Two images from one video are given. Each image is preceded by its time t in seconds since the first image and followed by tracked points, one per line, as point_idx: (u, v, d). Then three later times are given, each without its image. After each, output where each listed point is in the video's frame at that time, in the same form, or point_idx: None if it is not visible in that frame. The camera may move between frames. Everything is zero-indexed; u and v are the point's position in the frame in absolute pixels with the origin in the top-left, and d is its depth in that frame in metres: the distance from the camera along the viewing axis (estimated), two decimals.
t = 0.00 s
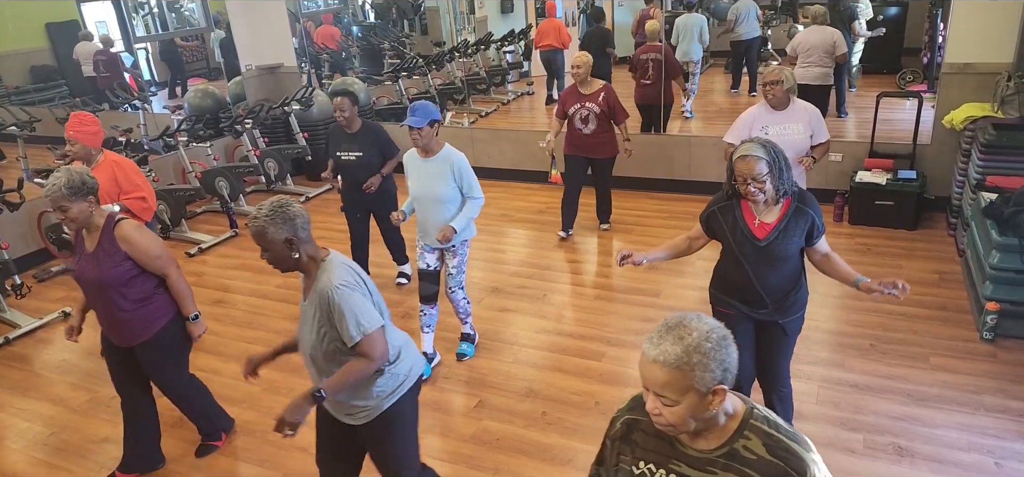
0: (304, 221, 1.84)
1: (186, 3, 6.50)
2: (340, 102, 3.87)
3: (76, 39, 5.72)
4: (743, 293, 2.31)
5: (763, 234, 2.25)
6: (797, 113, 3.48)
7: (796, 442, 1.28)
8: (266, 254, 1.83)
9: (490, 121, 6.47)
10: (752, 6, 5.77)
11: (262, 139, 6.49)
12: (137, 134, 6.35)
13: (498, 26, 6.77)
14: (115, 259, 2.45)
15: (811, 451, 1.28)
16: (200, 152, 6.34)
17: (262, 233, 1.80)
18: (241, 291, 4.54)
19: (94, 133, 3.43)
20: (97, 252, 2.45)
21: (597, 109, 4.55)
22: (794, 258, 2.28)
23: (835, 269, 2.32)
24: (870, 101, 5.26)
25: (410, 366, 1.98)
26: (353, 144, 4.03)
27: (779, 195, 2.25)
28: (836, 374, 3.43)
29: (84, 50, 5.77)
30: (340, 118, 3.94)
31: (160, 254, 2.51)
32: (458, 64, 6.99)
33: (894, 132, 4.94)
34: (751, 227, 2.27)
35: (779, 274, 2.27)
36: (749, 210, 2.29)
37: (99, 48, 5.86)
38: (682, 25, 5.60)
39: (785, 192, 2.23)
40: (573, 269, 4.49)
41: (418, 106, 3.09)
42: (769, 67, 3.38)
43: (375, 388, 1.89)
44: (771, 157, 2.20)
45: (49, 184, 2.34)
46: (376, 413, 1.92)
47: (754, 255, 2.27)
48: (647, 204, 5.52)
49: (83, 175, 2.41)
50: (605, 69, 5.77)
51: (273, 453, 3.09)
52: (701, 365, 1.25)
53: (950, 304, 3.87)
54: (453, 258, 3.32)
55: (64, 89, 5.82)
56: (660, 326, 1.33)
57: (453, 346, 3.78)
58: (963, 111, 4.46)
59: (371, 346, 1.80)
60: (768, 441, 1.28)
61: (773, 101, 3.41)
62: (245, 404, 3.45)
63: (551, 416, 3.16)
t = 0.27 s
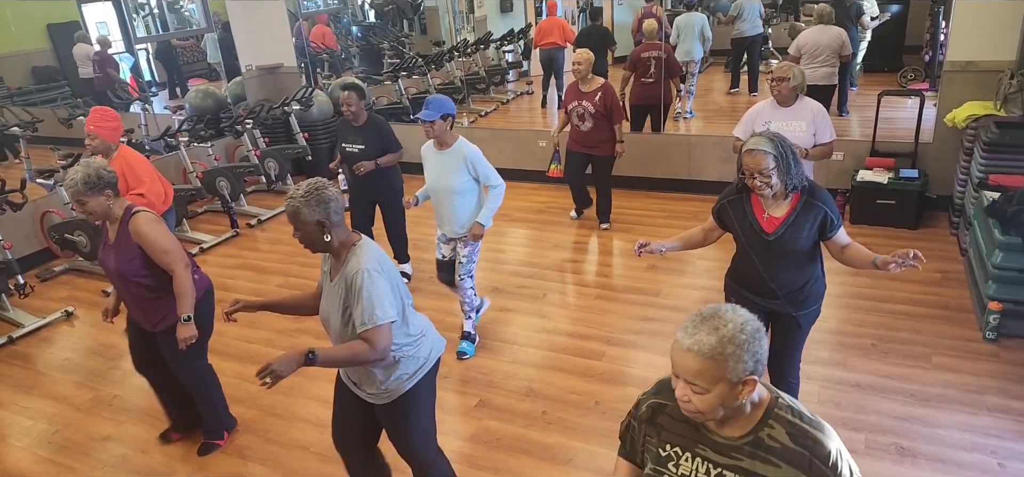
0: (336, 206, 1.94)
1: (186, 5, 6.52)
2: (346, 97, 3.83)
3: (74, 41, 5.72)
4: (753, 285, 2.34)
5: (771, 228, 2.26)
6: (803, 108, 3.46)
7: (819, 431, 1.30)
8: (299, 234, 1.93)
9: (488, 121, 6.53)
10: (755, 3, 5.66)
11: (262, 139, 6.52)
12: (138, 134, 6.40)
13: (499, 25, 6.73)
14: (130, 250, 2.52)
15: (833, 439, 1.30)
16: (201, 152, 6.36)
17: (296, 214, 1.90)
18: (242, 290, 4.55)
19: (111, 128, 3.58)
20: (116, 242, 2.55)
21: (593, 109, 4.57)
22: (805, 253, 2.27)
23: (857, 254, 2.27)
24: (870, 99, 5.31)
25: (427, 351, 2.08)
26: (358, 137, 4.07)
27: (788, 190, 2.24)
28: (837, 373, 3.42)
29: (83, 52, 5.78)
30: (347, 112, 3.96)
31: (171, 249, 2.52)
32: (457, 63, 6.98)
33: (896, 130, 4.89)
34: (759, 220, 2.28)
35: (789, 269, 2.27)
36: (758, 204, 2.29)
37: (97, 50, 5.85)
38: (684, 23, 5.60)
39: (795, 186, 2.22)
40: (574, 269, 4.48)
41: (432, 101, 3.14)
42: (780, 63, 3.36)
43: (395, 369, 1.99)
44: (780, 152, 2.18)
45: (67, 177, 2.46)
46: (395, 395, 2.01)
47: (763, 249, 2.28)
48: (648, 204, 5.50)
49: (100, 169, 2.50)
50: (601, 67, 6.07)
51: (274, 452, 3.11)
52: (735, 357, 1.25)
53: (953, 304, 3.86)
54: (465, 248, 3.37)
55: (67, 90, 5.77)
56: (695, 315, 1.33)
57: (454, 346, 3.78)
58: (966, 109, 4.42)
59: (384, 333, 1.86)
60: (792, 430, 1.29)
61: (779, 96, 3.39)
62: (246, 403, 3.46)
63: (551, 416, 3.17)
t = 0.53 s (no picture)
0: (337, 202, 1.95)
1: (189, 3, 6.59)
2: (341, 92, 3.90)
3: (78, 38, 5.64)
4: (754, 286, 2.34)
5: (770, 228, 2.24)
6: (803, 105, 3.43)
7: (800, 395, 1.37)
8: (301, 228, 1.95)
9: (491, 119, 6.58)
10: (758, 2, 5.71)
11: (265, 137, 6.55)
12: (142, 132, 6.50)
13: (500, 24, 6.83)
14: (146, 242, 2.56)
15: (811, 402, 1.37)
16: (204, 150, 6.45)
17: (299, 208, 1.92)
18: (246, 287, 4.57)
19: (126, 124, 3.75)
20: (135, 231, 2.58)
21: (581, 109, 4.61)
22: (805, 255, 2.24)
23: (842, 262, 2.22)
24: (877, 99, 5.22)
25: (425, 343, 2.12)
26: (354, 132, 4.11)
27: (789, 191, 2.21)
28: (841, 375, 3.41)
29: (88, 49, 5.72)
30: (342, 107, 4.00)
31: (183, 243, 2.55)
32: (460, 61, 7.13)
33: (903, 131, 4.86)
34: (759, 220, 2.27)
35: (788, 269, 2.25)
36: (760, 204, 2.28)
37: (103, 48, 5.83)
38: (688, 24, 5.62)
39: (795, 188, 2.19)
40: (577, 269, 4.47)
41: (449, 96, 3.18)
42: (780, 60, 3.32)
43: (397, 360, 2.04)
44: (781, 153, 2.17)
45: (91, 169, 2.48)
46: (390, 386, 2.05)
47: (762, 249, 2.27)
48: (652, 205, 5.48)
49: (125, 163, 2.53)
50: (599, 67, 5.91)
51: (277, 447, 3.13)
52: (735, 321, 1.35)
53: (957, 306, 3.83)
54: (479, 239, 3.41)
55: (73, 87, 5.65)
56: (692, 288, 1.42)
57: (456, 344, 3.79)
58: (974, 110, 4.37)
59: (404, 322, 1.95)
60: (775, 396, 1.36)
61: (781, 93, 3.35)
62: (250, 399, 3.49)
63: (553, 415, 3.17)
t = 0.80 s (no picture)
0: (338, 184, 1.97)
1: None
2: (344, 79, 3.87)
3: (82, 24, 5.61)
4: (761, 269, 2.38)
5: (775, 213, 2.26)
6: (814, 96, 3.39)
7: (790, 365, 1.39)
8: (304, 206, 1.99)
9: (498, 107, 6.49)
10: None
11: (271, 124, 6.49)
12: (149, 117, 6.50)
13: (507, 9, 7.07)
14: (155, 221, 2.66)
15: (800, 372, 1.39)
16: (210, 136, 6.43)
17: (302, 192, 1.96)
18: (253, 273, 4.60)
19: (138, 107, 3.67)
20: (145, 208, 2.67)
21: (579, 97, 4.66)
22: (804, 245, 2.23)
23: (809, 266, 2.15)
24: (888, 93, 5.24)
25: (426, 327, 2.14)
26: (356, 119, 4.12)
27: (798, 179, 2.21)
28: (845, 365, 3.41)
29: (92, 35, 5.68)
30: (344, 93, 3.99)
31: (180, 227, 2.59)
32: (466, 48, 7.16)
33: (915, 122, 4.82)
34: (768, 205, 2.30)
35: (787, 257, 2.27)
36: (773, 189, 2.30)
37: (110, 32, 5.81)
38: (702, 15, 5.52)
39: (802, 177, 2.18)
40: (583, 258, 4.47)
41: (467, 77, 3.23)
42: (795, 50, 3.32)
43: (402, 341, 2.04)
44: (797, 141, 2.14)
45: (104, 156, 2.57)
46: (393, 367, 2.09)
47: (767, 234, 2.30)
48: (658, 194, 5.44)
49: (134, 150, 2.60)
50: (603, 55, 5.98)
51: (286, 431, 3.17)
52: (732, 290, 1.38)
53: (965, 297, 3.81)
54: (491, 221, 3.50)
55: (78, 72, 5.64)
56: (691, 259, 1.44)
57: (462, 332, 3.81)
58: (988, 100, 4.28)
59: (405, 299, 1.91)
60: (766, 365, 1.38)
61: (791, 83, 3.33)
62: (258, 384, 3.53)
63: (558, 401, 3.20)
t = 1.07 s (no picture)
0: (342, 168, 2.02)
1: None
2: (346, 61, 3.89)
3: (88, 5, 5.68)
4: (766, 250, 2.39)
5: (776, 195, 2.28)
6: (808, 76, 3.46)
7: (790, 347, 1.35)
8: (308, 186, 2.04)
9: (501, 89, 6.50)
10: None
11: (276, 106, 6.51)
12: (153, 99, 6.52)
13: None
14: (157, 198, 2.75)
15: (801, 354, 1.35)
16: (215, 118, 6.46)
17: (303, 173, 2.02)
18: (257, 256, 4.61)
19: (142, 88, 3.67)
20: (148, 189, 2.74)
21: (568, 77, 4.74)
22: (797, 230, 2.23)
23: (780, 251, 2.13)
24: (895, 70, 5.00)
25: (411, 316, 2.14)
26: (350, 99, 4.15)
27: (800, 163, 2.20)
28: (848, 348, 3.42)
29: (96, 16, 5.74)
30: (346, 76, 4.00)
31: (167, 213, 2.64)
32: (470, 30, 7.24)
33: (917, 103, 4.80)
34: (772, 187, 2.31)
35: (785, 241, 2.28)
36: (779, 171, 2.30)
37: (117, 14, 5.87)
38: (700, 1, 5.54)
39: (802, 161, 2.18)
40: (585, 240, 4.48)
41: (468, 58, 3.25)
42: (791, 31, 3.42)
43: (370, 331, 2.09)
44: (798, 126, 2.15)
45: (109, 137, 2.64)
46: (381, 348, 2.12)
47: (767, 215, 2.31)
48: (662, 176, 5.45)
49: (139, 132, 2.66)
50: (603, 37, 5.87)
51: (288, 414, 3.18)
52: (732, 268, 1.35)
53: (966, 280, 3.82)
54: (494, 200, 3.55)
55: (82, 54, 5.73)
56: (694, 237, 1.41)
57: (465, 314, 3.82)
58: (992, 82, 4.30)
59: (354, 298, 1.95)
60: (766, 346, 1.35)
61: (789, 65, 3.44)
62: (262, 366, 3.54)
63: (560, 384, 3.21)
